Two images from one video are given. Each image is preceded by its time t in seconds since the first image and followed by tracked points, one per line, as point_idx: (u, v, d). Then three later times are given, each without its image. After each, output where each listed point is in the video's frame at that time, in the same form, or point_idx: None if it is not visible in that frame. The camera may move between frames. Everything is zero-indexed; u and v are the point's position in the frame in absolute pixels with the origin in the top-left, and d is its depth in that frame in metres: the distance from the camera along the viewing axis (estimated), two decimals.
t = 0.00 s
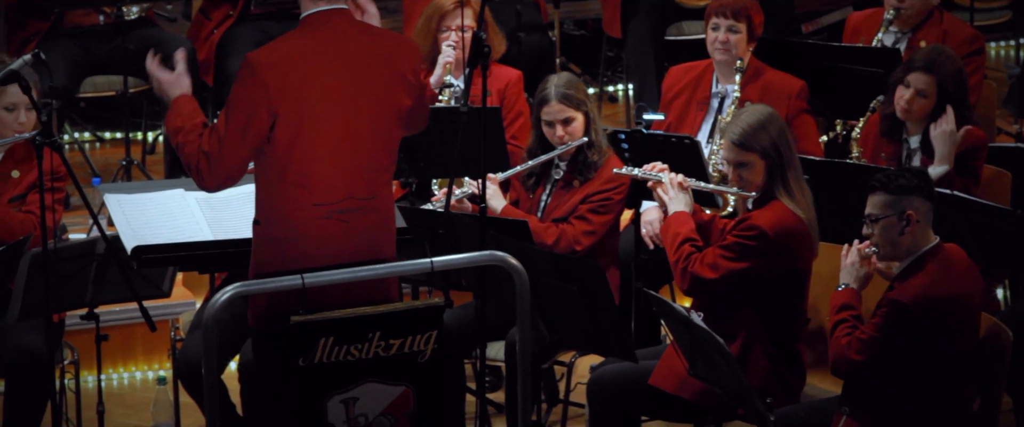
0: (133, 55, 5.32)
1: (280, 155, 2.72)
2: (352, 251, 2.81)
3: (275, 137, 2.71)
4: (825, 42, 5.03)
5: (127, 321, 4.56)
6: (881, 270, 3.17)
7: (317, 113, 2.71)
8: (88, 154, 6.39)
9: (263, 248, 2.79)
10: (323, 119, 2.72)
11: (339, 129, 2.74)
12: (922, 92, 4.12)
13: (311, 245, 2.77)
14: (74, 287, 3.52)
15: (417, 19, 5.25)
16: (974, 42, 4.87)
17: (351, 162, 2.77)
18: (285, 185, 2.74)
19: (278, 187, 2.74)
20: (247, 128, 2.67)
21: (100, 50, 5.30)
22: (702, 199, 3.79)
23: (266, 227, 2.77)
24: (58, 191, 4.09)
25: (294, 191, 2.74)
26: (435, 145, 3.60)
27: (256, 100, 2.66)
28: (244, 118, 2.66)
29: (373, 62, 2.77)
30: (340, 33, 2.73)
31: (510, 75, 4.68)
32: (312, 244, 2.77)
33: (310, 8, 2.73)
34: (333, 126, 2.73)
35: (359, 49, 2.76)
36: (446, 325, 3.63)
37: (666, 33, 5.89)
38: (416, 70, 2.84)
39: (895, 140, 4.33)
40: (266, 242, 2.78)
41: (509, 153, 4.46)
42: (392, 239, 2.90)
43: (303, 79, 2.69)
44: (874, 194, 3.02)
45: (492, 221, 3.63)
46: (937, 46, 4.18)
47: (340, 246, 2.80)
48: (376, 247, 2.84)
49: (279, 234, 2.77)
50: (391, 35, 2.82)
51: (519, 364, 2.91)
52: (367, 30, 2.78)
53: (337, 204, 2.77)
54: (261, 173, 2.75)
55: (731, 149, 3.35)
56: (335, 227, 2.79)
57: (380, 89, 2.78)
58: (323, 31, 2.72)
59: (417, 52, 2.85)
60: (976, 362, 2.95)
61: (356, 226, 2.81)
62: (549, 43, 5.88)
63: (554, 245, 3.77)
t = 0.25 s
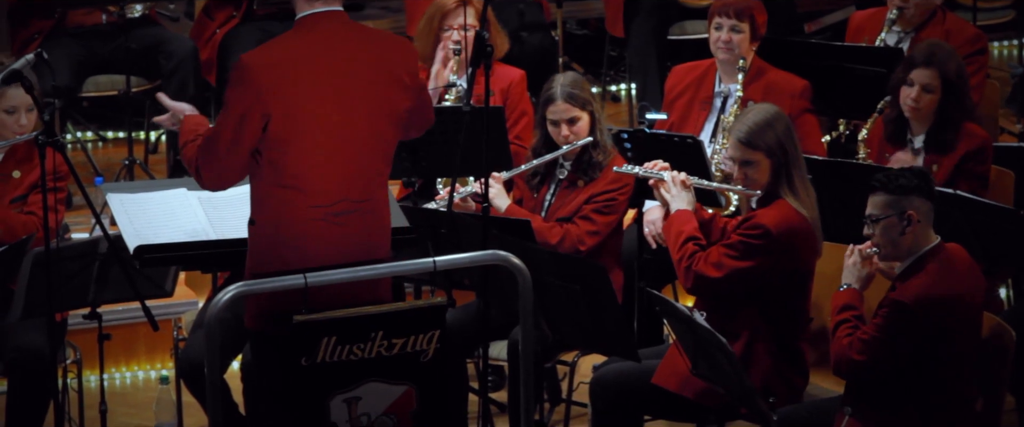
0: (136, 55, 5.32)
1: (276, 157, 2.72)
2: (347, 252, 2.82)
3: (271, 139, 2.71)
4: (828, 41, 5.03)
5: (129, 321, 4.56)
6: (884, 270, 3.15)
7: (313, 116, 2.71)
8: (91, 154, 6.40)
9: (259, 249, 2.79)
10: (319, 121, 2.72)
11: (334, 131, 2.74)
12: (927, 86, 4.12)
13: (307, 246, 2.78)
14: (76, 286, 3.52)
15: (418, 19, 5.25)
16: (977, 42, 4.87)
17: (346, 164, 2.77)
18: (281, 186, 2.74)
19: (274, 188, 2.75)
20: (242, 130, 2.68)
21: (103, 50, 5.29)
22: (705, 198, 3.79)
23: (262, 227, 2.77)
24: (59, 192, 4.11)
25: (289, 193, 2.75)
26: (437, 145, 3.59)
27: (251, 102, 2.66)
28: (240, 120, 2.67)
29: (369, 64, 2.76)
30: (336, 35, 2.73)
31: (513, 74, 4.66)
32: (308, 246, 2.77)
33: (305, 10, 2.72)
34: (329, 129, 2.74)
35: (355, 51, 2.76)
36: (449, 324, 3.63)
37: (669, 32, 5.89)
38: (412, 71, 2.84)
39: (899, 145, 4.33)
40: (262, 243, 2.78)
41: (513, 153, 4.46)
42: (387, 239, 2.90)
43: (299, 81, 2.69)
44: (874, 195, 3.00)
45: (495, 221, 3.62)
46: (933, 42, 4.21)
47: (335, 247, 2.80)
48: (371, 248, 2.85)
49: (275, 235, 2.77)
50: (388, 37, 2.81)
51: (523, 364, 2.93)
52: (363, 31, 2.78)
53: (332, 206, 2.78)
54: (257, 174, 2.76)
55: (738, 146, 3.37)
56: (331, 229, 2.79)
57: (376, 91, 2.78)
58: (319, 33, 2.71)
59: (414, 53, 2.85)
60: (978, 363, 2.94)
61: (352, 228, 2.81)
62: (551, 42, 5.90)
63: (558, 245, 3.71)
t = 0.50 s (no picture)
0: (140, 54, 5.34)
1: (274, 157, 2.72)
2: (345, 253, 2.81)
3: (269, 139, 2.71)
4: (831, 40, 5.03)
5: (133, 320, 4.59)
6: (886, 270, 3.14)
7: (311, 116, 2.71)
8: (95, 153, 6.39)
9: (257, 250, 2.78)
10: (317, 121, 2.72)
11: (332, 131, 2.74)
12: (929, 82, 4.11)
13: (306, 247, 2.77)
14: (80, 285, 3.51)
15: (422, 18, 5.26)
16: (980, 42, 4.86)
17: (344, 165, 2.77)
18: (279, 187, 2.74)
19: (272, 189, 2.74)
20: (241, 130, 2.68)
21: (106, 49, 5.30)
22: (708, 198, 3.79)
23: (260, 228, 2.76)
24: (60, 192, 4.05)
25: (287, 194, 2.74)
26: (441, 145, 3.59)
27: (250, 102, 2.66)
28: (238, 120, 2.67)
29: (367, 65, 2.77)
30: (333, 35, 2.74)
31: (517, 74, 4.64)
32: (306, 246, 2.77)
33: (302, 11, 2.73)
34: (327, 129, 2.74)
35: (352, 51, 2.77)
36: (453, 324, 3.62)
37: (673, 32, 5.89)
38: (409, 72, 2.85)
39: (901, 144, 4.33)
40: (260, 243, 2.77)
41: (517, 153, 4.46)
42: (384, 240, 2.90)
43: (298, 81, 2.69)
44: (873, 195, 3.00)
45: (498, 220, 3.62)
46: (930, 40, 4.23)
47: (334, 248, 2.79)
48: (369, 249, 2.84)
49: (273, 235, 2.77)
50: (385, 38, 2.82)
51: (528, 364, 2.94)
52: (360, 32, 2.79)
53: (329, 208, 2.77)
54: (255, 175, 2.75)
55: (743, 145, 3.41)
56: (329, 230, 2.78)
57: (374, 91, 2.78)
58: (317, 33, 2.72)
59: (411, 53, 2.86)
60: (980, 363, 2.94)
61: (350, 229, 2.81)
62: (556, 41, 5.90)
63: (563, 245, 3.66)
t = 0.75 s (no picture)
0: (147, 53, 5.34)
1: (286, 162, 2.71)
2: (353, 250, 2.83)
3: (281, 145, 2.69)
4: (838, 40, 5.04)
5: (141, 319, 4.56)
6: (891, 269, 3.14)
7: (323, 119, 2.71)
8: (103, 152, 6.40)
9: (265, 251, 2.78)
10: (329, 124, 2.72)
11: (342, 132, 2.75)
12: (929, 74, 4.10)
13: (317, 249, 2.78)
14: (88, 285, 3.52)
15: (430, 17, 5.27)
16: (987, 40, 4.87)
17: (352, 162, 2.78)
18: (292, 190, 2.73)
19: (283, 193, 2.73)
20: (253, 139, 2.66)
21: (115, 48, 5.28)
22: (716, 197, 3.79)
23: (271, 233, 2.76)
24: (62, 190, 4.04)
25: (300, 196, 2.74)
26: (449, 144, 3.60)
27: (262, 110, 2.65)
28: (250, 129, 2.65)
29: (367, 64, 2.76)
30: (332, 36, 2.72)
31: (525, 73, 4.64)
32: (316, 245, 2.78)
33: (302, 16, 2.70)
34: (337, 130, 2.74)
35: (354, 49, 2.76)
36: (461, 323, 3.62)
37: (681, 30, 5.89)
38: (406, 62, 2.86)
39: (905, 144, 4.29)
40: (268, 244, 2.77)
41: (525, 153, 4.47)
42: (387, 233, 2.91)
43: (304, 85, 2.67)
44: (873, 196, 2.99)
45: (506, 219, 3.63)
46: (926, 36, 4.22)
47: (342, 245, 2.81)
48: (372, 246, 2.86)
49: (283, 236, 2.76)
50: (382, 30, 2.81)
51: (537, 363, 2.96)
52: (360, 27, 2.78)
53: (337, 206, 2.78)
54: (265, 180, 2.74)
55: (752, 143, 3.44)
56: (339, 228, 2.80)
57: (377, 87, 2.79)
58: (321, 36, 2.70)
59: (409, 46, 2.86)
60: (984, 363, 2.94)
61: (357, 226, 2.82)
62: (563, 40, 5.91)
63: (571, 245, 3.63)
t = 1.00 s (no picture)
0: (160, 52, 5.28)
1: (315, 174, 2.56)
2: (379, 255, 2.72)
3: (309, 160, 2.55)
4: (850, 40, 5.03)
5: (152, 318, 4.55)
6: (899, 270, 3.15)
7: (346, 124, 2.56)
8: (114, 151, 6.41)
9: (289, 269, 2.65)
10: (350, 129, 2.57)
11: (364, 135, 2.61)
12: (936, 77, 4.11)
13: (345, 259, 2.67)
14: (99, 284, 3.52)
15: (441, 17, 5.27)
16: (998, 40, 4.87)
17: (374, 162, 2.66)
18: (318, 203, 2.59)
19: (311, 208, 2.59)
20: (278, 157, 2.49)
21: (125, 47, 5.22)
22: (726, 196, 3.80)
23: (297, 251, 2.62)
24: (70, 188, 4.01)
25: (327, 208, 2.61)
26: (460, 143, 3.60)
27: (284, 126, 2.48)
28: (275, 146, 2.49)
29: (371, 56, 2.59)
30: (332, 39, 2.54)
31: (535, 72, 4.64)
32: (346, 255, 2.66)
33: (302, 24, 2.54)
34: (360, 134, 2.60)
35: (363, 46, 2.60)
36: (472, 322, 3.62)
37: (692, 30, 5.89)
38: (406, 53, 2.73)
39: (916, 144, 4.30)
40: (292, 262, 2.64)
41: (537, 152, 4.47)
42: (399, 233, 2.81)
43: (318, 95, 2.50)
44: (876, 199, 3.00)
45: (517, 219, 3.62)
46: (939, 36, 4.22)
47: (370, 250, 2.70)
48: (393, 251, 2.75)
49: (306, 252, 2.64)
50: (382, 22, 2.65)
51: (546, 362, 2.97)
52: (363, 20, 2.61)
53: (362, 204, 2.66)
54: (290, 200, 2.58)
55: (763, 140, 3.47)
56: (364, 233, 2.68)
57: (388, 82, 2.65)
58: (329, 39, 2.53)
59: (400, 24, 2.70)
60: (994, 364, 2.92)
61: (381, 229, 2.71)
62: (574, 40, 5.93)
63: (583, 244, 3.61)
